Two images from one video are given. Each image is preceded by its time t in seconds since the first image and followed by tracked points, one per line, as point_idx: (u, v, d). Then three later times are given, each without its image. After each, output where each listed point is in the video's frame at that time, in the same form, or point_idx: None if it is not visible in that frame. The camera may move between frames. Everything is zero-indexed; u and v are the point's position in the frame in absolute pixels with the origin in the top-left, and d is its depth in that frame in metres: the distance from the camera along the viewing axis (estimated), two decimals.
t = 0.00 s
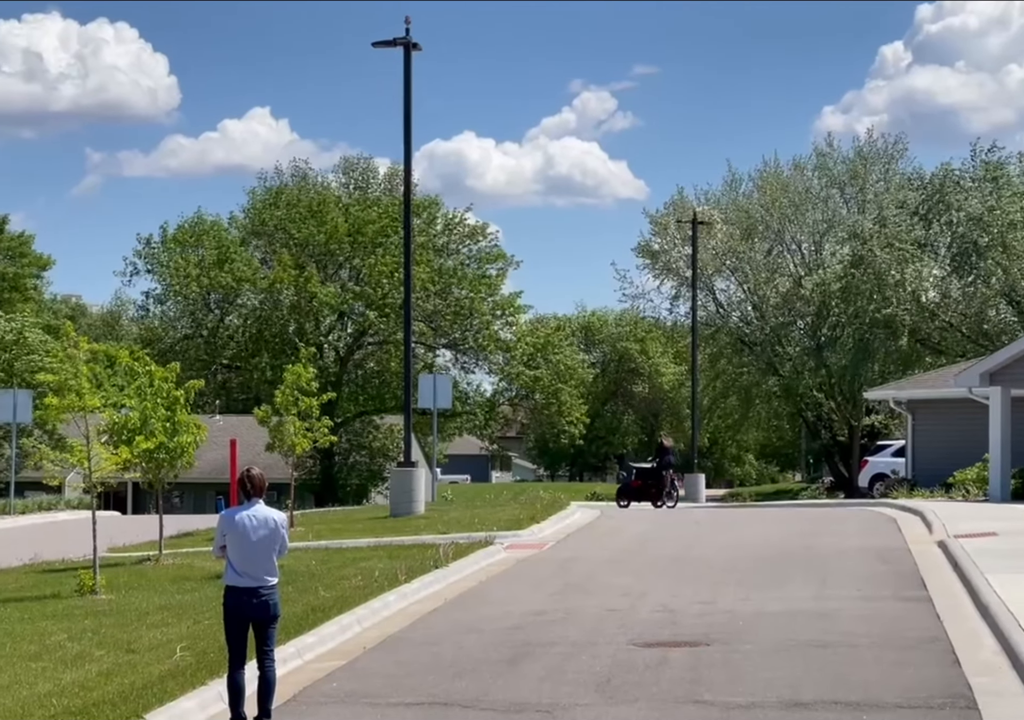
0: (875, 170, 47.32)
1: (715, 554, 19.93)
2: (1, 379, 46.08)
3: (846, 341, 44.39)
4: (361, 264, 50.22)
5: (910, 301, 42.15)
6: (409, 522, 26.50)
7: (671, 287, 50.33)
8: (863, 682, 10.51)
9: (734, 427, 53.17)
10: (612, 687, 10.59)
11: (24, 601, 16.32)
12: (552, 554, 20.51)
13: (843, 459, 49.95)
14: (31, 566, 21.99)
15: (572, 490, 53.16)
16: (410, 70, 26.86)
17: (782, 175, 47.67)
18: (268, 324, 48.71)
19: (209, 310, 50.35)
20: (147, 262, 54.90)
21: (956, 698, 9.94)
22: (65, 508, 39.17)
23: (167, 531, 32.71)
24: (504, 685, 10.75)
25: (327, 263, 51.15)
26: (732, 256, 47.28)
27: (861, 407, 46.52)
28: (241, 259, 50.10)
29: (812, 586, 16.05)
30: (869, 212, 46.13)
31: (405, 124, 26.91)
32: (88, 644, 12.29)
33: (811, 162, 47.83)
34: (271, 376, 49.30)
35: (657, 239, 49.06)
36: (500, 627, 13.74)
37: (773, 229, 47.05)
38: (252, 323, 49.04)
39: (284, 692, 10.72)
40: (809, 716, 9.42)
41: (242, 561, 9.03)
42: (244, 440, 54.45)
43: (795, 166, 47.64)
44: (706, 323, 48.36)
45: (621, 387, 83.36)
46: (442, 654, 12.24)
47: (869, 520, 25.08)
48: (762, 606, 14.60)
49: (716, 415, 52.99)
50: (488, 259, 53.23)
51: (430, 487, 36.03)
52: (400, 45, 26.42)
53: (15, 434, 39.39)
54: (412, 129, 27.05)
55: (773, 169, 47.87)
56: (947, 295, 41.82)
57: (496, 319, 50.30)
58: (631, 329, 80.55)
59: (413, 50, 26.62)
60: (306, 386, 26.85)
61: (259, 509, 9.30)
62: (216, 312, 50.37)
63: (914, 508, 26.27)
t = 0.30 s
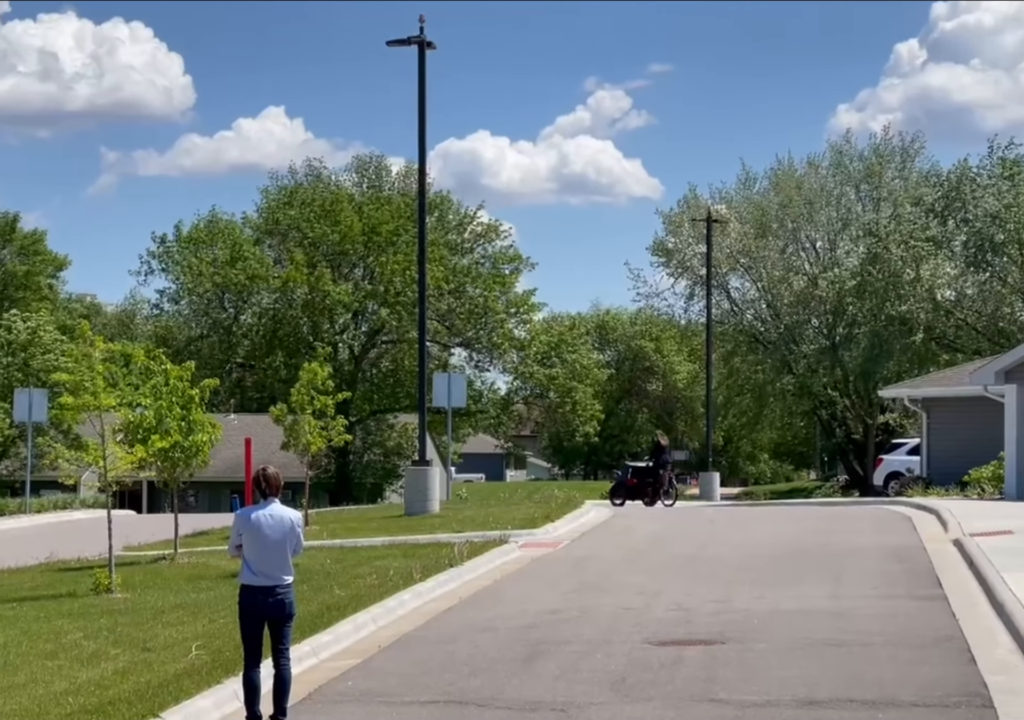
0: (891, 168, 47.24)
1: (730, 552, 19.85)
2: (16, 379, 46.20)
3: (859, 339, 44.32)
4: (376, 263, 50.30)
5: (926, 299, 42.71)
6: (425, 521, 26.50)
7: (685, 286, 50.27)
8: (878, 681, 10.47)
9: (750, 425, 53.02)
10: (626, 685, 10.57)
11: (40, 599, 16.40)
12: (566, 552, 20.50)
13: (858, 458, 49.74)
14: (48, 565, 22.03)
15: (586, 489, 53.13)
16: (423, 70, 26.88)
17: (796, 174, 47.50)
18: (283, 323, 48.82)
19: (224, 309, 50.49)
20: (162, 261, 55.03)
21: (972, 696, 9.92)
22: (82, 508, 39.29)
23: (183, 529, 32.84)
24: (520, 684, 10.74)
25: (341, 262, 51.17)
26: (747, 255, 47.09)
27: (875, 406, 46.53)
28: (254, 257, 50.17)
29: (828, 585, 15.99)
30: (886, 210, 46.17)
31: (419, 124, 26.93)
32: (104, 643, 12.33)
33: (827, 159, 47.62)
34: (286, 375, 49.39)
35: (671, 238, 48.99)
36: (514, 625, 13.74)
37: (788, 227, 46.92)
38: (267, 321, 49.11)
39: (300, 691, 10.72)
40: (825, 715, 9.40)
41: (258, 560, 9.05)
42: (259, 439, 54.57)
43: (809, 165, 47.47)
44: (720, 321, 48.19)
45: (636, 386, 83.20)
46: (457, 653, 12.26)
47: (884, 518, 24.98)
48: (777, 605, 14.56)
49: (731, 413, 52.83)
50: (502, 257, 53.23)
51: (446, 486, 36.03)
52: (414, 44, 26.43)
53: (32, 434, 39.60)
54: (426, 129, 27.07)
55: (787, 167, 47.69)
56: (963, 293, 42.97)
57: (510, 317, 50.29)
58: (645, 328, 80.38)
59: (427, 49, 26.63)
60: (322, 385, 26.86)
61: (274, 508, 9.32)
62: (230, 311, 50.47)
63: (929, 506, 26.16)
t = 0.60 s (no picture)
0: (909, 166, 47.10)
1: (747, 552, 19.76)
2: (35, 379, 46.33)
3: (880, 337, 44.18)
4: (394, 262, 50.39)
5: (944, 295, 43.43)
6: (442, 521, 26.49)
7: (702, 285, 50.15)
8: (896, 681, 10.41)
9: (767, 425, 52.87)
10: (644, 685, 10.53)
11: (59, 599, 16.45)
12: (584, 552, 20.47)
13: (877, 457, 49.34)
14: (66, 565, 22.08)
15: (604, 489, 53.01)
16: (440, 69, 26.89)
17: (812, 172, 47.17)
18: (300, 322, 48.92)
19: (242, 308, 50.65)
20: (180, 261, 55.17)
21: (991, 696, 9.85)
22: (100, 508, 39.37)
23: (202, 529, 32.92)
24: (537, 683, 10.71)
25: (358, 262, 51.24)
26: (764, 254, 46.89)
27: (894, 405, 46.38)
28: (271, 256, 50.27)
29: (846, 584, 15.91)
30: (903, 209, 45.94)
31: (435, 123, 26.95)
32: (123, 643, 12.35)
33: (844, 158, 47.31)
34: (303, 374, 49.49)
35: (688, 237, 48.93)
36: (532, 624, 13.72)
37: (806, 226, 46.59)
38: (285, 320, 49.20)
39: (317, 691, 10.71)
40: (843, 715, 9.35)
41: (276, 560, 9.05)
42: (277, 439, 54.66)
43: (826, 163, 47.17)
44: (738, 320, 48.01)
45: (653, 385, 83.04)
46: (476, 652, 12.25)
47: (903, 517, 24.90)
48: (795, 604, 14.52)
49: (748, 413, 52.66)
50: (519, 256, 53.21)
51: (463, 485, 36.00)
52: (431, 44, 26.44)
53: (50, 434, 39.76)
54: (443, 129, 27.08)
55: (804, 166, 47.40)
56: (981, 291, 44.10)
57: (527, 317, 50.27)
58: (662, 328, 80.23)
59: (444, 49, 26.64)
60: (339, 385, 26.88)
61: (293, 508, 9.32)
62: (248, 310, 50.59)
63: (948, 506, 26.00)
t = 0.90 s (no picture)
0: (930, 165, 46.94)
1: (767, 552, 19.69)
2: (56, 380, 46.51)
3: (901, 336, 43.97)
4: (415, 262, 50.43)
5: (964, 294, 43.15)
6: (463, 521, 26.49)
7: (722, 284, 50.05)
8: (917, 681, 10.36)
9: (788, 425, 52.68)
10: (665, 685, 10.52)
11: (80, 599, 16.52)
12: (604, 552, 20.46)
13: (898, 457, 49.14)
14: (87, 565, 22.15)
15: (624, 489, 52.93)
16: (460, 70, 26.90)
17: (833, 171, 47.07)
18: (320, 323, 49.04)
19: (264, 309, 50.78)
20: (201, 262, 55.33)
21: (1014, 696, 9.79)
22: (120, 509, 39.49)
23: (222, 529, 33.01)
24: (558, 683, 10.70)
25: (378, 263, 51.32)
26: (784, 253, 46.79)
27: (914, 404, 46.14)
28: (292, 257, 50.41)
29: (868, 584, 15.84)
30: (923, 208, 45.76)
31: (456, 124, 26.96)
32: (144, 643, 12.40)
33: (865, 157, 47.25)
34: (324, 374, 49.60)
35: (709, 236, 48.84)
36: (552, 625, 13.72)
37: (827, 224, 46.44)
38: (305, 320, 49.33)
39: (338, 691, 10.73)
40: (864, 715, 9.32)
41: (297, 560, 9.06)
42: (297, 439, 54.76)
43: (847, 162, 47.04)
44: (758, 319, 47.89)
45: (673, 385, 82.88)
46: (496, 652, 12.25)
47: (924, 517, 24.82)
48: (816, 604, 14.47)
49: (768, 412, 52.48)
50: (539, 255, 53.18)
51: (483, 486, 35.97)
52: (451, 44, 26.44)
53: (72, 435, 39.94)
54: (463, 129, 27.09)
55: (824, 164, 47.29)
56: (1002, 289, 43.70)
57: (548, 316, 50.30)
58: (683, 327, 80.07)
59: (464, 50, 26.66)
60: (360, 385, 26.90)
61: (313, 508, 9.33)
62: (269, 311, 50.70)
63: (969, 505, 25.85)
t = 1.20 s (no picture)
0: (953, 167, 46.75)
1: (790, 554, 19.61)
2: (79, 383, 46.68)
3: (923, 337, 43.63)
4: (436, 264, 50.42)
5: (987, 296, 42.78)
6: (485, 523, 26.47)
7: (745, 285, 49.89)
8: (941, 683, 10.29)
9: (811, 426, 52.43)
10: (687, 687, 10.48)
11: (103, 602, 16.57)
12: (627, 554, 20.43)
13: (921, 458, 48.81)
14: (111, 568, 22.21)
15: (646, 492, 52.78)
16: (482, 71, 26.91)
17: (857, 171, 46.92)
18: (343, 325, 49.12)
19: (285, 311, 50.83)
20: (223, 264, 55.46)
21: None
22: (143, 512, 39.58)
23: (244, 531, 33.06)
24: (581, 685, 10.68)
25: (399, 264, 51.32)
26: (807, 254, 46.65)
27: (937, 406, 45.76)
28: (313, 259, 50.55)
29: (891, 586, 15.75)
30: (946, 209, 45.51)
31: (477, 125, 26.98)
32: (167, 645, 12.42)
33: (887, 158, 47.13)
34: (346, 376, 49.63)
35: (731, 237, 48.71)
36: (575, 627, 13.69)
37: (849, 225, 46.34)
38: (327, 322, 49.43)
39: (361, 693, 10.72)
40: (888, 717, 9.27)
41: (319, 563, 9.05)
42: (320, 441, 54.79)
43: (870, 162, 46.87)
44: (781, 321, 47.73)
45: (696, 387, 82.64)
46: (518, 654, 12.24)
47: (946, 518, 24.71)
48: (839, 606, 14.41)
49: (791, 413, 52.25)
50: (560, 257, 53.16)
51: (505, 488, 35.96)
52: (473, 46, 26.45)
53: (95, 437, 40.08)
54: (484, 131, 27.10)
55: (848, 165, 47.13)
56: None
57: (570, 318, 50.35)
58: (705, 329, 79.91)
59: (486, 51, 26.68)
60: (382, 388, 26.92)
61: (335, 511, 9.32)
62: (291, 313, 50.82)
63: (993, 507, 25.70)
